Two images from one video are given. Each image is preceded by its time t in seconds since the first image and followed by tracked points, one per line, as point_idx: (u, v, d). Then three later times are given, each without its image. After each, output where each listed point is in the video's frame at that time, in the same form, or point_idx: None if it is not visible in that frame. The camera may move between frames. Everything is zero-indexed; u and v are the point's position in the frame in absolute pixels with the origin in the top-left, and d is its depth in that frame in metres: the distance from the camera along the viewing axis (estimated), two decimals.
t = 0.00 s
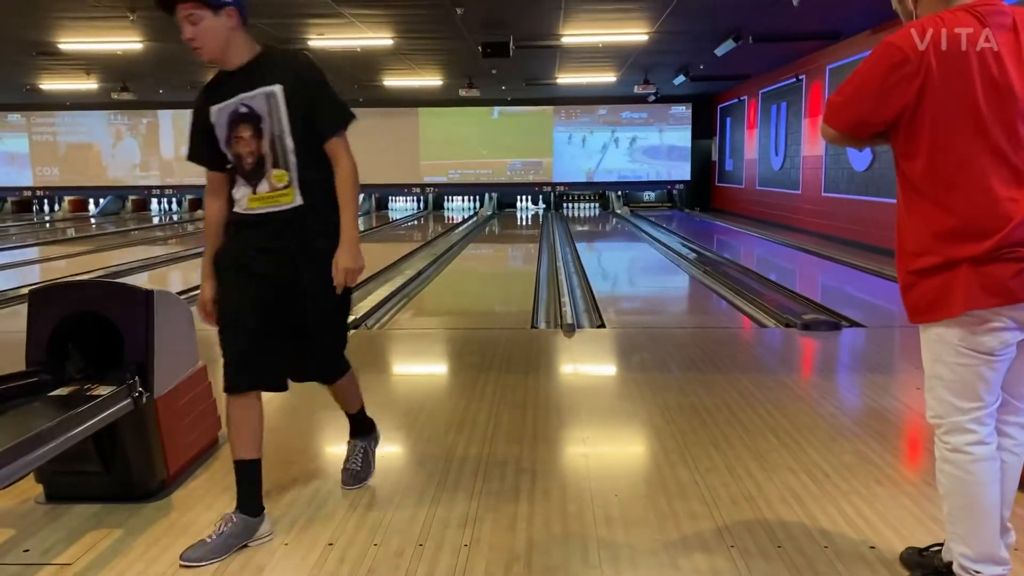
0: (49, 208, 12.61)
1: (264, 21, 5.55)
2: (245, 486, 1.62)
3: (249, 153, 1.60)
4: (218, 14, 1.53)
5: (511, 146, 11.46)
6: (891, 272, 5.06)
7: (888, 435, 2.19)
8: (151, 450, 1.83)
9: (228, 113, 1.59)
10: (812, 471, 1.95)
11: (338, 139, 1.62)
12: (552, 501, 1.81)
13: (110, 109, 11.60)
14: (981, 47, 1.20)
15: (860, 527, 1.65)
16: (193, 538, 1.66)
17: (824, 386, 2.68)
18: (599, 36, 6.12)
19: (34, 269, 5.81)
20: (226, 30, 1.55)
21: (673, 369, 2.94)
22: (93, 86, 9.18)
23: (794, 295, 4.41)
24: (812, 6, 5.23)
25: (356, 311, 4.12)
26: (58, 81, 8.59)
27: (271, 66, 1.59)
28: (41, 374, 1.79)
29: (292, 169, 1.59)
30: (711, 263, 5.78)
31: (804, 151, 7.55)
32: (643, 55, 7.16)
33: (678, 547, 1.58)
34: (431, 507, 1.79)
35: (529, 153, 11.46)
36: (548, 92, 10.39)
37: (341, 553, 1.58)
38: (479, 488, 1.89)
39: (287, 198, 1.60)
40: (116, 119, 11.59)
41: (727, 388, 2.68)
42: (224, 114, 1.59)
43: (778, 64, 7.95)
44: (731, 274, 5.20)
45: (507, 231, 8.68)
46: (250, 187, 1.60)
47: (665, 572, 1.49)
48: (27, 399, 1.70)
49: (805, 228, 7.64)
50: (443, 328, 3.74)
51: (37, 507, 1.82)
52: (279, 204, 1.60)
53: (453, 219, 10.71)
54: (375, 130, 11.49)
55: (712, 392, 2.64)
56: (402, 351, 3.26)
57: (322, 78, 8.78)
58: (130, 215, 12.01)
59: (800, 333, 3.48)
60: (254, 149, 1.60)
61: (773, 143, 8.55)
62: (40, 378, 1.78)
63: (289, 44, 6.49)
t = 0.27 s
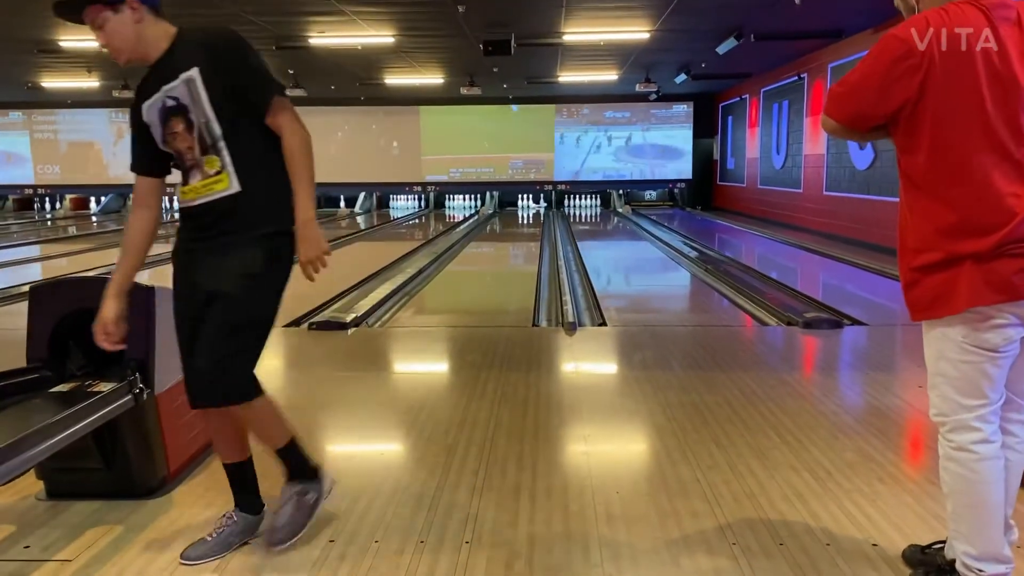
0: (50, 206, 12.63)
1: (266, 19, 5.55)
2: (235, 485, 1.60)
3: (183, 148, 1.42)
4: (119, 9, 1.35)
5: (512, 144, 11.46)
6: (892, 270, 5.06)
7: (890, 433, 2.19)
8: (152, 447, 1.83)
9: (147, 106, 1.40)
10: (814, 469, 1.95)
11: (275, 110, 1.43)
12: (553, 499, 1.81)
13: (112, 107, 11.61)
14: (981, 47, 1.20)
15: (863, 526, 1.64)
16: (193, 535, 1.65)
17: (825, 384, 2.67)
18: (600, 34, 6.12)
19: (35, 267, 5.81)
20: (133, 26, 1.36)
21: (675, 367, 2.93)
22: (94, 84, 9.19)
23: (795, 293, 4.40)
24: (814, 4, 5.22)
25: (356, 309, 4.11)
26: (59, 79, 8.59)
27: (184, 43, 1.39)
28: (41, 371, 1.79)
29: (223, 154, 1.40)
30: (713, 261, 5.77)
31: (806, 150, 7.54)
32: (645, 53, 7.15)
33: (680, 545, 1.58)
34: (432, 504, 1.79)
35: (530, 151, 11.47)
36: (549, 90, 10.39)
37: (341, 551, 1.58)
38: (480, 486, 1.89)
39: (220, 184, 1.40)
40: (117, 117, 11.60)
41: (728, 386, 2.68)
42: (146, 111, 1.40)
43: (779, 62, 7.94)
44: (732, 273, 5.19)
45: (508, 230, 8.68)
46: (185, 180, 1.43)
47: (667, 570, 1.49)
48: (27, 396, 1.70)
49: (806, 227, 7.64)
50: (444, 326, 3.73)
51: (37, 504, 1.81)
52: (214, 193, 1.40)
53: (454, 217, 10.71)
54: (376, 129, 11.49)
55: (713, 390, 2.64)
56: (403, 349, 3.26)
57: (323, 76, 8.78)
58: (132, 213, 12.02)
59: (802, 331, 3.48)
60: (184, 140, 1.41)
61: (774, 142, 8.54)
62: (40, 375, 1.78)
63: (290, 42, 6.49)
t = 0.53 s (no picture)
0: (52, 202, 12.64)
1: (267, 15, 5.54)
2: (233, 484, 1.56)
3: (109, 168, 1.26)
4: (23, 34, 1.18)
5: (513, 141, 11.45)
6: (893, 268, 5.05)
7: (891, 430, 2.18)
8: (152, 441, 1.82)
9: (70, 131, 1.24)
10: (815, 466, 1.94)
11: (194, 129, 1.20)
12: (554, 495, 1.81)
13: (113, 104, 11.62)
14: (980, 47, 1.19)
15: (864, 522, 1.64)
16: (194, 530, 1.65)
17: (827, 382, 2.67)
18: (602, 30, 6.11)
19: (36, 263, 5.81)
20: (42, 52, 1.20)
21: (677, 364, 2.93)
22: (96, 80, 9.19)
23: (796, 291, 4.40)
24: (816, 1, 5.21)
25: (357, 305, 4.11)
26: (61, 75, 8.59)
27: (92, 61, 1.18)
28: (41, 366, 1.79)
29: (155, 177, 1.25)
30: (714, 259, 5.77)
31: (807, 147, 7.54)
32: (646, 50, 7.14)
33: (680, 541, 1.58)
34: (432, 500, 1.79)
35: (531, 149, 11.46)
36: (551, 88, 10.38)
37: (342, 546, 1.58)
38: (480, 481, 1.89)
39: (157, 207, 1.27)
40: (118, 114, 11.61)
41: (730, 383, 2.67)
42: (63, 129, 1.24)
43: (781, 60, 7.93)
44: (733, 270, 5.18)
45: (509, 227, 8.69)
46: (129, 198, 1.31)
47: (668, 567, 1.48)
48: (28, 391, 1.70)
49: (807, 224, 7.64)
50: (445, 323, 3.73)
51: (38, 498, 1.81)
52: (153, 217, 1.28)
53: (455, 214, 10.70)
54: (378, 126, 11.49)
55: (714, 387, 2.64)
56: (404, 346, 3.26)
57: (325, 73, 8.78)
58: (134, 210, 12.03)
59: (803, 328, 3.47)
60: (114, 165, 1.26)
61: (776, 140, 8.54)
62: (40, 371, 1.78)
63: (291, 38, 6.49)
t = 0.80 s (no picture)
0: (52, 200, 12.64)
1: (268, 13, 5.53)
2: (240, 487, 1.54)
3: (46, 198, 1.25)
4: None
5: (514, 139, 11.44)
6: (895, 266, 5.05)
7: (892, 428, 2.18)
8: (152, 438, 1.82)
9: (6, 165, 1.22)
10: (815, 463, 1.94)
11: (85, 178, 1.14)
12: (554, 492, 1.81)
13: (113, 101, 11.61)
14: (980, 47, 1.19)
15: (865, 519, 1.64)
16: (193, 527, 1.65)
17: (827, 380, 2.67)
18: (603, 28, 6.11)
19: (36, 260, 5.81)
20: None
21: (679, 362, 2.93)
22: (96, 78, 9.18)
23: (797, 289, 4.40)
24: None
25: (357, 303, 4.10)
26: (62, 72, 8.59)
27: None
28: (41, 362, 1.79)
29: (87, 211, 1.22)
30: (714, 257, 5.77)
31: (808, 145, 7.53)
32: (647, 48, 7.13)
33: (681, 538, 1.58)
34: (433, 497, 1.79)
35: (532, 147, 11.45)
36: (552, 85, 10.37)
37: (343, 543, 1.58)
38: (480, 478, 1.89)
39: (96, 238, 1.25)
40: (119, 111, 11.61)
41: (731, 381, 2.67)
42: None
43: (782, 58, 7.92)
44: (733, 268, 5.18)
45: (509, 225, 8.68)
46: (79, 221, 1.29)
47: (668, 564, 1.48)
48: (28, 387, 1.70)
49: (808, 223, 7.63)
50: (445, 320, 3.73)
51: (38, 495, 1.81)
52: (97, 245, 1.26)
53: (456, 212, 10.70)
54: (379, 123, 11.48)
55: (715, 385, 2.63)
56: (403, 343, 3.26)
57: (325, 70, 8.77)
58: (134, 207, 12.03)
59: (804, 326, 3.47)
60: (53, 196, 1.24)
61: (777, 138, 8.53)
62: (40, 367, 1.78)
63: (292, 36, 6.48)
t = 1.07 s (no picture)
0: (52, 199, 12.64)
1: (268, 11, 5.53)
2: (242, 490, 1.52)
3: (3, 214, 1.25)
4: None
5: (514, 138, 11.43)
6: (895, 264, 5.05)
7: (892, 426, 2.18)
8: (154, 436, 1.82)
9: None
10: (816, 461, 1.94)
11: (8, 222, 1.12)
12: (555, 489, 1.80)
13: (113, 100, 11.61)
14: (981, 47, 1.19)
15: (865, 517, 1.64)
16: (194, 524, 1.65)
17: (827, 378, 2.67)
18: (604, 27, 6.10)
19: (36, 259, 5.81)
20: None
21: (680, 360, 2.92)
22: (96, 76, 9.18)
23: (798, 287, 4.40)
24: None
25: (358, 301, 4.10)
26: (62, 71, 8.58)
27: None
28: (42, 359, 1.79)
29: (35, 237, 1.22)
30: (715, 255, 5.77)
31: (809, 144, 7.52)
32: (647, 46, 7.13)
33: (681, 536, 1.58)
34: (434, 494, 1.79)
35: (532, 145, 11.45)
36: (552, 84, 10.36)
37: (343, 540, 1.58)
38: (481, 475, 1.90)
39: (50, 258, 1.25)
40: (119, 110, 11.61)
41: (732, 378, 2.67)
42: None
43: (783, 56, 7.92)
44: (734, 266, 5.17)
45: (509, 223, 8.68)
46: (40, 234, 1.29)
47: (669, 561, 1.48)
48: (29, 385, 1.69)
49: (809, 221, 7.63)
50: (446, 319, 3.73)
51: (38, 492, 1.81)
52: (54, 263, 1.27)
53: (456, 211, 10.70)
54: (379, 122, 11.47)
55: (715, 383, 2.63)
56: (405, 342, 3.26)
57: (325, 69, 8.77)
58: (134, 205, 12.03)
59: (804, 324, 3.47)
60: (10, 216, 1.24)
61: (777, 136, 8.52)
62: (41, 363, 1.77)
63: (293, 34, 6.48)
